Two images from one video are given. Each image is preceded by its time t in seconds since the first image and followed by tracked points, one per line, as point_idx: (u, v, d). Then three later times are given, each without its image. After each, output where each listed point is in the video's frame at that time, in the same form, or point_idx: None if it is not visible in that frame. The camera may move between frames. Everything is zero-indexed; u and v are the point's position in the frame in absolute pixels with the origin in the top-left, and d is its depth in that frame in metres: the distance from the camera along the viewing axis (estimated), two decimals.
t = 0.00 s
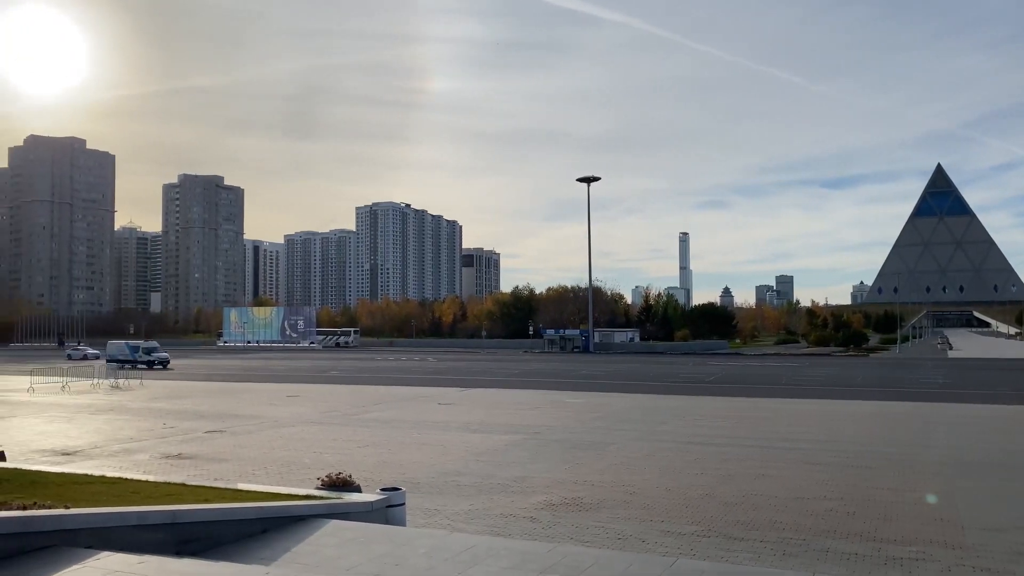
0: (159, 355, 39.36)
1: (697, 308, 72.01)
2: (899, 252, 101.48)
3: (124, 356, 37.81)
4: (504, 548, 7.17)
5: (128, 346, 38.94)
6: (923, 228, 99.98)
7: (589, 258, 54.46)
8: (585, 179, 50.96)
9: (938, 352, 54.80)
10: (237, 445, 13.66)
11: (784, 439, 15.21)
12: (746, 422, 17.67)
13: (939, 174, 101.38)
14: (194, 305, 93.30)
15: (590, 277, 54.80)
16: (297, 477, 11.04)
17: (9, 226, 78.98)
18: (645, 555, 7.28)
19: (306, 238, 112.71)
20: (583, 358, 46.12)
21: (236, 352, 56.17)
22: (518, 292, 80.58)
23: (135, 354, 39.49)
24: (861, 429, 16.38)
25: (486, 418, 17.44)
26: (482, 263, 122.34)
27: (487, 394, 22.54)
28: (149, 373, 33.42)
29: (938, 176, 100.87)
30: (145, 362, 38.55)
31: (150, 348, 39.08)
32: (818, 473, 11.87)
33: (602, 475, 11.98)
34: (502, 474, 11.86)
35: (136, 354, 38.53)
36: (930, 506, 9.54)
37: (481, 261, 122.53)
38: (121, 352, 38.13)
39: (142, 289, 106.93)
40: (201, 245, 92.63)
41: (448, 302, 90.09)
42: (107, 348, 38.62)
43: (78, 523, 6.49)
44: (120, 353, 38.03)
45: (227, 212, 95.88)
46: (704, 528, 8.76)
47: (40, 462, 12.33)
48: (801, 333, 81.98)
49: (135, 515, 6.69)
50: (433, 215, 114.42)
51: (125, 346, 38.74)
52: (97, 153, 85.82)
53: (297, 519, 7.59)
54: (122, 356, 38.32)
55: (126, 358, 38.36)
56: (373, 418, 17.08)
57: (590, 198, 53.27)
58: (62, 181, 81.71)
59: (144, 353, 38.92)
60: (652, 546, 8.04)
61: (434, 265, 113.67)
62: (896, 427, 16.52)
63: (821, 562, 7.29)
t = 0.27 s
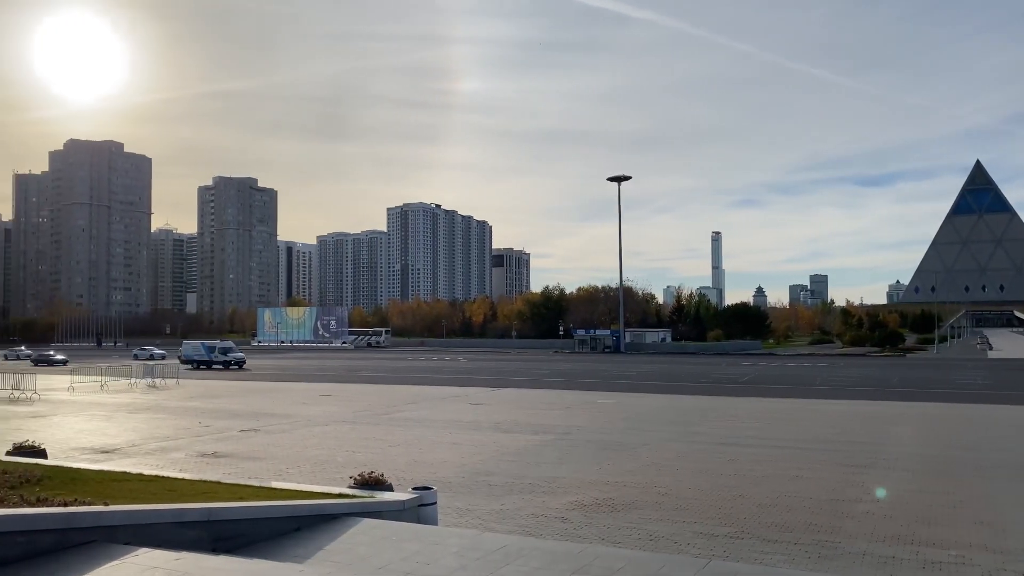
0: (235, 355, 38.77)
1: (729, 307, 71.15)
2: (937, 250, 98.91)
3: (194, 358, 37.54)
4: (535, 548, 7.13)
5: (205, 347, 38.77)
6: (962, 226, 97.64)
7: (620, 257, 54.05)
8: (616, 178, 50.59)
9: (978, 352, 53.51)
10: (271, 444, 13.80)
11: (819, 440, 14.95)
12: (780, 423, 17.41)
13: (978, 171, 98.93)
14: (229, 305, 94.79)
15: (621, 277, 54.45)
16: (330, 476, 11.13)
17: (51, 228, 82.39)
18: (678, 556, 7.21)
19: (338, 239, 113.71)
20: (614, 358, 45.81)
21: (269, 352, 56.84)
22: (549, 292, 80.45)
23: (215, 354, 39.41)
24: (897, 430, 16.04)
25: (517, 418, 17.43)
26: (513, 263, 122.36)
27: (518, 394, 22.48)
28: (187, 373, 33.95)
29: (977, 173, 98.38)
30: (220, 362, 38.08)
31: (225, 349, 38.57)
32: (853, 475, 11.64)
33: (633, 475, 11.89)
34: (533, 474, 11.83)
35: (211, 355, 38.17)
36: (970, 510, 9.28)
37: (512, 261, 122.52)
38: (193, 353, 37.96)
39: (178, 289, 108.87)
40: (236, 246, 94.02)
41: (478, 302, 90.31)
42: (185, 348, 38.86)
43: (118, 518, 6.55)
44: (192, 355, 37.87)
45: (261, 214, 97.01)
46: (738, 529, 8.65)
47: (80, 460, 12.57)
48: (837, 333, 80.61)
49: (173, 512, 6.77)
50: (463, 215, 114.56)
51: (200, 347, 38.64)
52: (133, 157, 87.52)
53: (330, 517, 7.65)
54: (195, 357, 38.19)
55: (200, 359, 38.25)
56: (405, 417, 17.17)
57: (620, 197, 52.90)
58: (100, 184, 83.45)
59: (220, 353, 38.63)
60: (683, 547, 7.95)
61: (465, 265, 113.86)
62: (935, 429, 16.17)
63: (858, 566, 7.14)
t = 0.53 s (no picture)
0: (310, 356, 38.39)
1: (763, 307, 70.31)
2: (977, 248, 96.95)
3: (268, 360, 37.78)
4: (567, 549, 7.09)
5: (282, 348, 38.87)
6: (1003, 224, 95.47)
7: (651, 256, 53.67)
8: (647, 177, 50.30)
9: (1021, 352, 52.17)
10: (305, 443, 13.92)
11: (855, 442, 14.66)
12: (816, 425, 17.11)
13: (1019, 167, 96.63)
14: (263, 305, 96.17)
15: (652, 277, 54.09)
16: (363, 475, 11.19)
17: (91, 231, 84.31)
18: (713, 558, 7.10)
19: (370, 240, 114.64)
20: (647, 358, 45.48)
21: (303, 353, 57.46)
22: (580, 292, 80.24)
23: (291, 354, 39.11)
24: (937, 432, 15.66)
25: (548, 418, 17.37)
26: (544, 263, 122.23)
27: (549, 395, 22.41)
28: (222, 373, 34.44)
29: (1018, 169, 96.13)
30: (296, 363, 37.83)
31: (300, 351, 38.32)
32: (891, 477, 11.38)
33: (665, 476, 11.76)
34: (565, 474, 11.77)
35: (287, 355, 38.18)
36: (1014, 514, 9.00)
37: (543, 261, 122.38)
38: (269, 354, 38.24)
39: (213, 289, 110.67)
40: (270, 248, 95.27)
41: (509, 303, 90.44)
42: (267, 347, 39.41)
43: (155, 516, 6.63)
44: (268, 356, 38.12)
45: (294, 215, 98.18)
46: (773, 532, 8.49)
47: (119, 458, 12.80)
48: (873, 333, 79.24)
49: (209, 511, 6.84)
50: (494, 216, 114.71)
51: (277, 348, 38.81)
52: (170, 160, 88.90)
53: (363, 516, 7.68)
54: (271, 358, 38.45)
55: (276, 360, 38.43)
56: (437, 417, 17.21)
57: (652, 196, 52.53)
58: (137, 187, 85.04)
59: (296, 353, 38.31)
60: (717, 549, 7.84)
61: (496, 265, 114.00)
62: (976, 431, 15.76)
63: (896, 569, 6.98)
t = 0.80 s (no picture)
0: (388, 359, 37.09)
1: (798, 307, 69.28)
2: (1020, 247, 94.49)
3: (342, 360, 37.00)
4: (599, 550, 7.02)
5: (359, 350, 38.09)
6: None
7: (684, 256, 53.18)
8: (679, 176, 49.89)
9: None
10: (338, 442, 14.02)
11: (893, 444, 14.34)
12: (853, 426, 16.79)
13: None
14: (296, 306, 97.31)
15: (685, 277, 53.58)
16: (395, 474, 11.23)
17: (129, 233, 86.01)
18: (747, 561, 6.99)
19: (401, 241, 115.34)
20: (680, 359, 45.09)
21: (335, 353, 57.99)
22: (611, 292, 79.83)
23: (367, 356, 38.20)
24: (978, 434, 15.25)
25: (580, 418, 17.29)
26: (575, 264, 121.86)
27: (581, 395, 22.32)
28: (258, 373, 34.88)
29: None
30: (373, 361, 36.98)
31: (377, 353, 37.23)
32: (930, 480, 11.11)
33: (698, 477, 11.61)
34: (597, 475, 11.69)
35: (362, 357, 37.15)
36: None
37: (574, 261, 121.99)
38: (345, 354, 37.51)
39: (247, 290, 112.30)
40: (303, 249, 96.31)
41: (540, 303, 90.35)
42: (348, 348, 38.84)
43: (193, 514, 6.70)
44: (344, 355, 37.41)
45: (327, 217, 99.15)
46: (809, 534, 8.33)
47: (156, 456, 13.01)
48: (912, 333, 77.60)
49: (245, 509, 6.89)
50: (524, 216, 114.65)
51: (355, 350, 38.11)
52: (205, 163, 90.38)
53: (396, 515, 7.70)
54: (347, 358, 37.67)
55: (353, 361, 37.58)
56: (468, 417, 17.23)
57: (684, 195, 52.04)
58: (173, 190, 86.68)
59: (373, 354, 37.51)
60: (751, 551, 7.71)
61: (527, 265, 113.94)
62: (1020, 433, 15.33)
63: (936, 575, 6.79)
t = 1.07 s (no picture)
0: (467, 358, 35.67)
1: (833, 306, 68.23)
2: None
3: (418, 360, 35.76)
4: (631, 550, 6.97)
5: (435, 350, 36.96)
6: None
7: (716, 255, 52.70)
8: (711, 175, 49.47)
9: None
10: (371, 441, 14.13)
11: (931, 445, 14.04)
12: (890, 427, 16.47)
13: None
14: (329, 307, 98.39)
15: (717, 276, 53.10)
16: (427, 473, 11.28)
17: (165, 235, 87.65)
18: (782, 563, 6.89)
19: (431, 241, 115.89)
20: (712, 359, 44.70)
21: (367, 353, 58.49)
22: (642, 292, 79.35)
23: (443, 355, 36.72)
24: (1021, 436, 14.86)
25: (611, 419, 17.21)
26: (605, 264, 121.36)
27: (612, 395, 22.22)
28: (292, 372, 35.29)
29: None
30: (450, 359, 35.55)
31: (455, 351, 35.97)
32: (970, 482, 10.85)
33: (730, 479, 11.48)
34: (628, 475, 11.62)
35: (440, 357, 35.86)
36: None
37: (604, 260, 121.49)
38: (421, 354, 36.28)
39: (280, 291, 113.70)
40: (335, 250, 97.25)
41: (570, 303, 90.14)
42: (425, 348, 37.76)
43: (228, 511, 6.78)
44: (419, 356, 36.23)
45: (358, 218, 100.00)
46: (844, 536, 8.20)
47: (193, 455, 13.22)
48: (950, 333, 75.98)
49: (279, 507, 6.96)
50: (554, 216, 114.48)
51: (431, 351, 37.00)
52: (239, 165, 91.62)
53: (428, 514, 7.74)
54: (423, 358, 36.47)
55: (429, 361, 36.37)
56: (499, 417, 17.23)
57: (716, 194, 51.55)
58: (208, 192, 88.07)
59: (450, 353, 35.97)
60: (786, 553, 7.59)
61: (557, 265, 113.78)
62: None
63: None
